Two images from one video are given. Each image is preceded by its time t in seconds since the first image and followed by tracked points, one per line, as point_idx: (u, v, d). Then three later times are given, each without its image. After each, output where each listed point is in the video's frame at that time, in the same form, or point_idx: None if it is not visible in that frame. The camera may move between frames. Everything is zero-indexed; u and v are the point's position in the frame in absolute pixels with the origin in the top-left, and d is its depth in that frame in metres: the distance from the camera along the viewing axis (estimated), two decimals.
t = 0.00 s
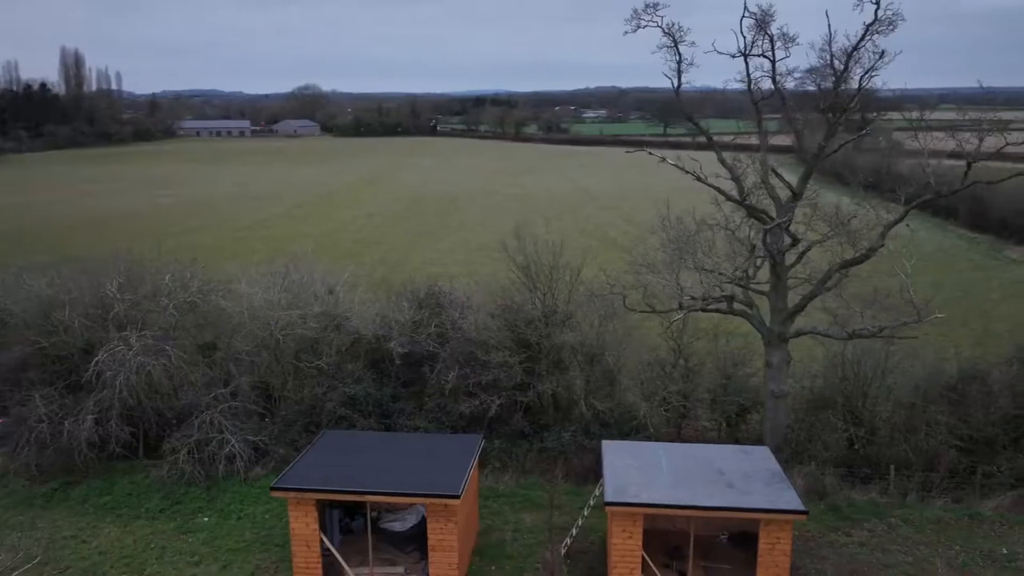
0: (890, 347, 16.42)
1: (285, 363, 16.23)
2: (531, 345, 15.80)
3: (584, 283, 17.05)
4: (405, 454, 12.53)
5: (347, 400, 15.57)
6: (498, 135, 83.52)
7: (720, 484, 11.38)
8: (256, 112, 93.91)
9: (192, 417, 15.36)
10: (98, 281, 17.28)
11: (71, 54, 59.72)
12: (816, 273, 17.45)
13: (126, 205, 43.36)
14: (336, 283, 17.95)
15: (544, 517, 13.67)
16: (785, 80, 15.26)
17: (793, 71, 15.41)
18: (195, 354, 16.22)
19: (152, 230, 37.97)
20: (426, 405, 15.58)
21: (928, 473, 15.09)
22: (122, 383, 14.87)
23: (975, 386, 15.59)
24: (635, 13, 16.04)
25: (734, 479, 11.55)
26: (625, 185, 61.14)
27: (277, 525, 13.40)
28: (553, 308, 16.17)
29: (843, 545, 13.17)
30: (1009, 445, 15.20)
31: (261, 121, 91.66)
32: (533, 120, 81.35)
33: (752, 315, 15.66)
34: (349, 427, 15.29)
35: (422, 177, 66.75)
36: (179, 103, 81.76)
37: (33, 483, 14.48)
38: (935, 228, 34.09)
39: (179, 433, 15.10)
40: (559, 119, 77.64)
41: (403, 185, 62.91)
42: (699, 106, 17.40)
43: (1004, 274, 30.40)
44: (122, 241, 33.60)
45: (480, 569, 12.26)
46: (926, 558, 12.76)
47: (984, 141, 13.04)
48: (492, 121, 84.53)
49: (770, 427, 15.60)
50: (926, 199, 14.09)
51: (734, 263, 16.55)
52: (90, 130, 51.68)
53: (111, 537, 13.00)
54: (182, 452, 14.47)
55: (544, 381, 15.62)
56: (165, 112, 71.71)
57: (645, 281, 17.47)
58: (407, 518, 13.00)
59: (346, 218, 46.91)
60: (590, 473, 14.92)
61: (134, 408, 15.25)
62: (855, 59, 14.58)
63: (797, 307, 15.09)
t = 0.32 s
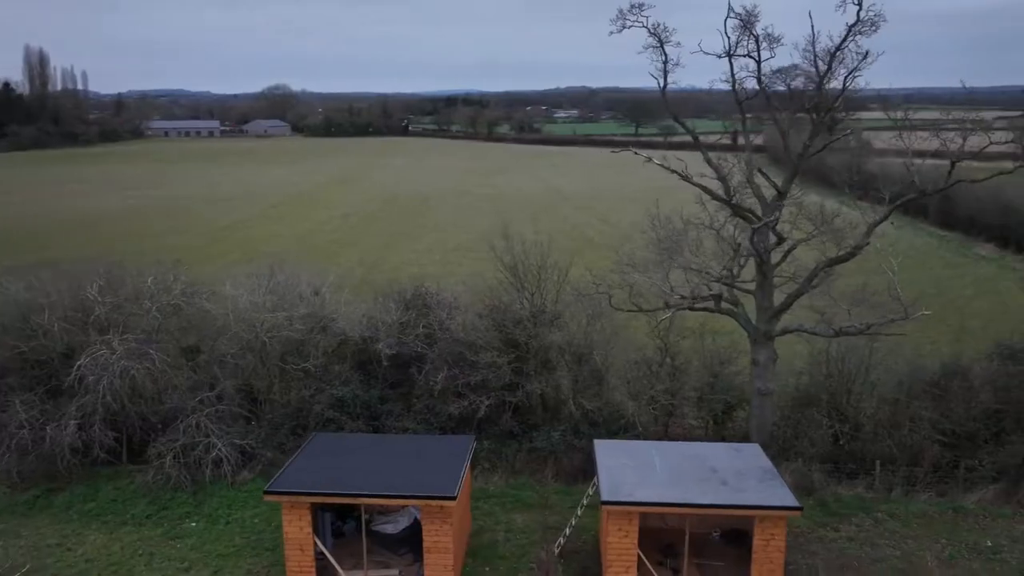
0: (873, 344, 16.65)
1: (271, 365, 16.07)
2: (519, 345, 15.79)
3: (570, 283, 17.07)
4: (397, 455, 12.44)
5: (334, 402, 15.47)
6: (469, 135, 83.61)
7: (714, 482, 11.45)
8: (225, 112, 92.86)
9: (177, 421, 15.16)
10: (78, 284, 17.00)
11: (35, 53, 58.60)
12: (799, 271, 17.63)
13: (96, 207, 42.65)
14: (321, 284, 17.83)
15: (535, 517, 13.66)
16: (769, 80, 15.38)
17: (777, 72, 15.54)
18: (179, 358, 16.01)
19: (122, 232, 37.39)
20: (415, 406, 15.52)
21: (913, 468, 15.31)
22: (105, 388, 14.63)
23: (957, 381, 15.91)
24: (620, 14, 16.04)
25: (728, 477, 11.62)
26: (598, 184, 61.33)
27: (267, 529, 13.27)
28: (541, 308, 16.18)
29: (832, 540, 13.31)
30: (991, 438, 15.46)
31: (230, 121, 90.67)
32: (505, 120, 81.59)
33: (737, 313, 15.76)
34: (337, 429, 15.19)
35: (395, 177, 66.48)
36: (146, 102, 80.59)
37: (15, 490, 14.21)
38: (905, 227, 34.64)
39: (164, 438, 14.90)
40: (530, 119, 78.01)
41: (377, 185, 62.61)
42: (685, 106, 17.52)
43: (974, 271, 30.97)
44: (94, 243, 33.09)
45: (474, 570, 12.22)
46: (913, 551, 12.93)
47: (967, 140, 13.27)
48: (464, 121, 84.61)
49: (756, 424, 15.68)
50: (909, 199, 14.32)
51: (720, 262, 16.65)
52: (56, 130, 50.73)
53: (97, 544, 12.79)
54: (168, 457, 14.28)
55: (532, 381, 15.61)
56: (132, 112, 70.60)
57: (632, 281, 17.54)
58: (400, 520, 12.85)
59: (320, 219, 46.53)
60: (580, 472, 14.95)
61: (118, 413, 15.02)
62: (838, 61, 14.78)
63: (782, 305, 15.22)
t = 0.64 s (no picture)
0: (857, 341, 16.84)
1: (258, 368, 15.91)
2: (508, 345, 15.77)
3: (557, 282, 17.10)
4: (390, 456, 12.35)
5: (323, 404, 15.37)
6: (443, 135, 83.83)
7: (708, 480, 11.52)
8: (194, 112, 91.77)
9: (162, 426, 14.94)
10: (57, 288, 16.69)
11: None
12: (784, 270, 17.79)
13: (65, 209, 41.81)
14: (307, 285, 17.70)
15: (528, 518, 13.66)
16: (756, 80, 15.48)
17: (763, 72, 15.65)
18: (163, 361, 15.79)
19: (93, 235, 36.71)
20: (404, 408, 15.45)
21: (898, 463, 15.51)
22: (89, 393, 14.38)
23: (939, 377, 16.13)
24: (606, 13, 16.01)
25: (722, 475, 11.70)
26: (573, 184, 61.50)
27: (257, 533, 13.14)
28: (529, 309, 16.18)
29: (822, 535, 13.45)
30: (973, 433, 15.69)
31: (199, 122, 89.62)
32: (478, 120, 82.16)
33: (724, 311, 15.85)
34: (326, 432, 15.10)
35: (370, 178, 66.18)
36: (113, 103, 79.27)
37: None
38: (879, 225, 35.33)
39: (149, 443, 14.69)
40: (504, 120, 78.74)
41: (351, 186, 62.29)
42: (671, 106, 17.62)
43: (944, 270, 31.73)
44: (65, 247, 32.51)
45: (469, 571, 12.19)
46: (902, 546, 13.11)
47: (952, 140, 13.48)
48: (437, 121, 84.97)
49: (744, 421, 15.71)
50: (895, 197, 14.40)
51: (706, 261, 16.75)
52: (22, 131, 49.60)
53: (85, 552, 12.58)
54: (155, 462, 14.09)
55: (521, 381, 15.60)
56: (99, 113, 69.39)
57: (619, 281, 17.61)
58: (393, 522, 12.65)
59: (296, 220, 46.11)
60: (570, 472, 14.99)
61: (102, 418, 14.77)
62: (823, 61, 14.95)
63: (769, 303, 15.35)
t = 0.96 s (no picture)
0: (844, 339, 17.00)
1: (246, 371, 15.76)
2: (498, 345, 15.74)
3: (546, 283, 17.10)
4: (385, 458, 12.27)
5: (313, 407, 15.25)
6: (417, 135, 84.12)
7: (704, 478, 11.57)
8: (165, 112, 90.63)
9: (149, 431, 14.75)
10: (39, 292, 16.43)
11: None
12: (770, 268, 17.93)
13: (36, 211, 41.03)
14: (295, 286, 17.55)
15: (522, 518, 13.65)
16: (743, 80, 15.54)
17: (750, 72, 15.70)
18: (149, 365, 15.58)
19: (66, 237, 36.04)
20: (394, 409, 15.35)
21: (885, 459, 15.69)
22: (74, 398, 14.16)
23: (924, 373, 16.32)
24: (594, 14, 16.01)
25: (717, 473, 11.77)
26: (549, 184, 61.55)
27: (249, 538, 13.01)
28: (519, 309, 16.17)
29: (813, 532, 13.58)
30: (957, 429, 15.90)
31: (170, 122, 88.49)
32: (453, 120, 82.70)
33: (712, 310, 15.93)
34: (317, 434, 14.96)
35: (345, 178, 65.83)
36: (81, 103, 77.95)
37: None
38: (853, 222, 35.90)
39: (136, 448, 14.49)
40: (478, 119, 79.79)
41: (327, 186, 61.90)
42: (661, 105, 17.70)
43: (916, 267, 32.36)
44: (38, 250, 31.90)
45: (465, 573, 12.15)
46: (892, 541, 13.27)
47: (938, 141, 13.61)
48: (411, 121, 85.35)
49: (732, 420, 15.79)
50: (883, 196, 14.30)
51: (694, 260, 16.85)
52: None
53: (74, 559, 12.39)
54: (143, 467, 13.91)
55: (512, 381, 15.57)
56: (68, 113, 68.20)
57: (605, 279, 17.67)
58: (388, 524, 12.63)
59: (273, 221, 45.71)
60: (562, 472, 15.00)
61: (87, 423, 14.54)
62: (810, 61, 15.08)
63: (757, 302, 15.45)
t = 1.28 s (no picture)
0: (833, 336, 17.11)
1: (236, 374, 15.61)
2: (491, 345, 15.72)
3: (538, 282, 17.10)
4: (383, 460, 12.21)
5: (305, 409, 15.14)
6: (394, 136, 84.59)
7: (703, 476, 11.62)
8: (138, 112, 89.84)
9: (139, 435, 14.58)
10: (23, 294, 16.18)
11: None
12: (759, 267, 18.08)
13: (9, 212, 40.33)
14: (284, 286, 17.42)
15: (518, 518, 13.64)
16: (734, 80, 15.60)
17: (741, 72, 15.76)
18: (137, 368, 15.39)
19: (43, 239, 35.47)
20: (388, 411, 15.26)
21: (874, 455, 15.85)
22: (63, 402, 13.95)
23: (912, 370, 16.44)
24: (585, 14, 16.04)
25: (715, 471, 11.81)
26: (528, 184, 61.65)
27: (243, 542, 12.90)
28: (512, 309, 16.16)
29: (808, 528, 13.70)
30: (945, 425, 16.05)
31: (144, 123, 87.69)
32: (431, 121, 83.82)
33: (704, 309, 16.00)
34: (310, 436, 14.85)
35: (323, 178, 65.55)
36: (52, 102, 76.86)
37: None
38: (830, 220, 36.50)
39: (127, 452, 14.32)
40: (455, 120, 81.72)
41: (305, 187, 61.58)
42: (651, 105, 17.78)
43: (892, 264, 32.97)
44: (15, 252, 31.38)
45: (464, 574, 12.12)
46: (885, 536, 13.42)
47: (928, 141, 13.71)
48: (388, 121, 85.78)
49: (724, 418, 15.92)
50: (873, 195, 14.34)
51: (684, 259, 16.94)
52: None
53: (66, 566, 12.21)
54: (134, 472, 13.74)
55: (506, 381, 15.54)
56: (40, 113, 67.21)
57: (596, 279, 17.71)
58: (384, 527, 12.56)
59: (252, 222, 45.35)
60: (556, 472, 15.01)
61: (76, 428, 14.34)
62: (799, 61, 15.16)
63: (749, 301, 15.55)
